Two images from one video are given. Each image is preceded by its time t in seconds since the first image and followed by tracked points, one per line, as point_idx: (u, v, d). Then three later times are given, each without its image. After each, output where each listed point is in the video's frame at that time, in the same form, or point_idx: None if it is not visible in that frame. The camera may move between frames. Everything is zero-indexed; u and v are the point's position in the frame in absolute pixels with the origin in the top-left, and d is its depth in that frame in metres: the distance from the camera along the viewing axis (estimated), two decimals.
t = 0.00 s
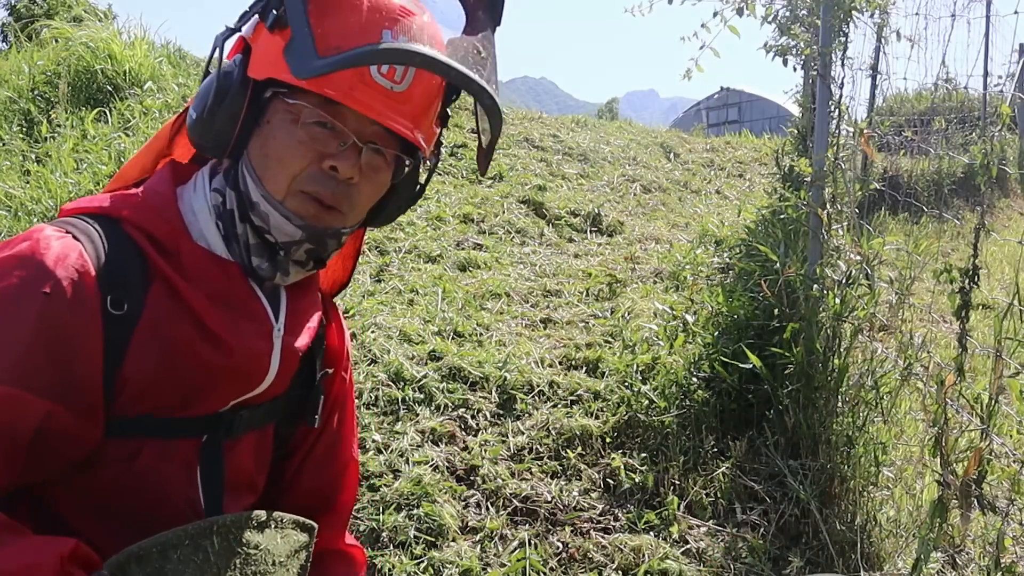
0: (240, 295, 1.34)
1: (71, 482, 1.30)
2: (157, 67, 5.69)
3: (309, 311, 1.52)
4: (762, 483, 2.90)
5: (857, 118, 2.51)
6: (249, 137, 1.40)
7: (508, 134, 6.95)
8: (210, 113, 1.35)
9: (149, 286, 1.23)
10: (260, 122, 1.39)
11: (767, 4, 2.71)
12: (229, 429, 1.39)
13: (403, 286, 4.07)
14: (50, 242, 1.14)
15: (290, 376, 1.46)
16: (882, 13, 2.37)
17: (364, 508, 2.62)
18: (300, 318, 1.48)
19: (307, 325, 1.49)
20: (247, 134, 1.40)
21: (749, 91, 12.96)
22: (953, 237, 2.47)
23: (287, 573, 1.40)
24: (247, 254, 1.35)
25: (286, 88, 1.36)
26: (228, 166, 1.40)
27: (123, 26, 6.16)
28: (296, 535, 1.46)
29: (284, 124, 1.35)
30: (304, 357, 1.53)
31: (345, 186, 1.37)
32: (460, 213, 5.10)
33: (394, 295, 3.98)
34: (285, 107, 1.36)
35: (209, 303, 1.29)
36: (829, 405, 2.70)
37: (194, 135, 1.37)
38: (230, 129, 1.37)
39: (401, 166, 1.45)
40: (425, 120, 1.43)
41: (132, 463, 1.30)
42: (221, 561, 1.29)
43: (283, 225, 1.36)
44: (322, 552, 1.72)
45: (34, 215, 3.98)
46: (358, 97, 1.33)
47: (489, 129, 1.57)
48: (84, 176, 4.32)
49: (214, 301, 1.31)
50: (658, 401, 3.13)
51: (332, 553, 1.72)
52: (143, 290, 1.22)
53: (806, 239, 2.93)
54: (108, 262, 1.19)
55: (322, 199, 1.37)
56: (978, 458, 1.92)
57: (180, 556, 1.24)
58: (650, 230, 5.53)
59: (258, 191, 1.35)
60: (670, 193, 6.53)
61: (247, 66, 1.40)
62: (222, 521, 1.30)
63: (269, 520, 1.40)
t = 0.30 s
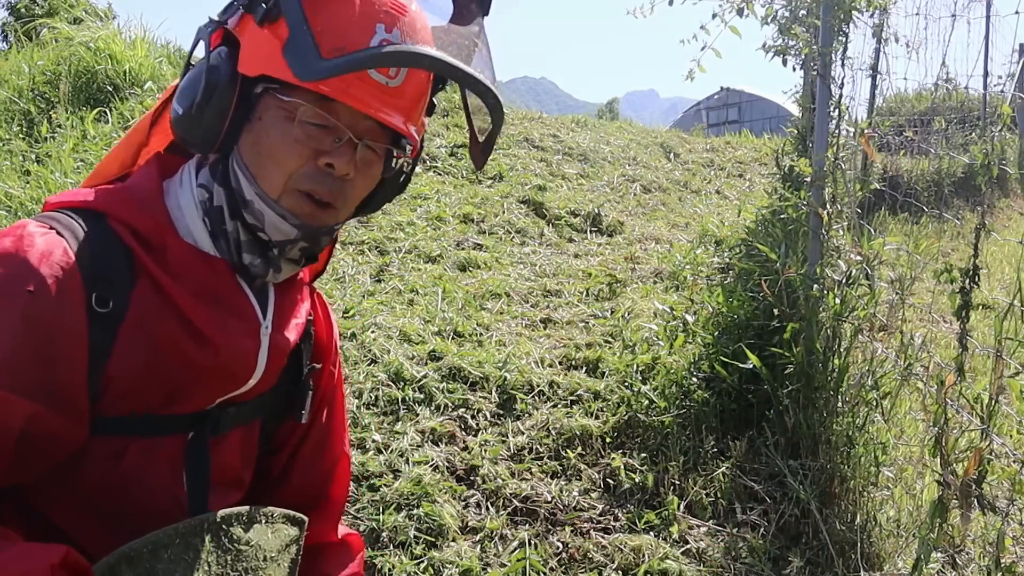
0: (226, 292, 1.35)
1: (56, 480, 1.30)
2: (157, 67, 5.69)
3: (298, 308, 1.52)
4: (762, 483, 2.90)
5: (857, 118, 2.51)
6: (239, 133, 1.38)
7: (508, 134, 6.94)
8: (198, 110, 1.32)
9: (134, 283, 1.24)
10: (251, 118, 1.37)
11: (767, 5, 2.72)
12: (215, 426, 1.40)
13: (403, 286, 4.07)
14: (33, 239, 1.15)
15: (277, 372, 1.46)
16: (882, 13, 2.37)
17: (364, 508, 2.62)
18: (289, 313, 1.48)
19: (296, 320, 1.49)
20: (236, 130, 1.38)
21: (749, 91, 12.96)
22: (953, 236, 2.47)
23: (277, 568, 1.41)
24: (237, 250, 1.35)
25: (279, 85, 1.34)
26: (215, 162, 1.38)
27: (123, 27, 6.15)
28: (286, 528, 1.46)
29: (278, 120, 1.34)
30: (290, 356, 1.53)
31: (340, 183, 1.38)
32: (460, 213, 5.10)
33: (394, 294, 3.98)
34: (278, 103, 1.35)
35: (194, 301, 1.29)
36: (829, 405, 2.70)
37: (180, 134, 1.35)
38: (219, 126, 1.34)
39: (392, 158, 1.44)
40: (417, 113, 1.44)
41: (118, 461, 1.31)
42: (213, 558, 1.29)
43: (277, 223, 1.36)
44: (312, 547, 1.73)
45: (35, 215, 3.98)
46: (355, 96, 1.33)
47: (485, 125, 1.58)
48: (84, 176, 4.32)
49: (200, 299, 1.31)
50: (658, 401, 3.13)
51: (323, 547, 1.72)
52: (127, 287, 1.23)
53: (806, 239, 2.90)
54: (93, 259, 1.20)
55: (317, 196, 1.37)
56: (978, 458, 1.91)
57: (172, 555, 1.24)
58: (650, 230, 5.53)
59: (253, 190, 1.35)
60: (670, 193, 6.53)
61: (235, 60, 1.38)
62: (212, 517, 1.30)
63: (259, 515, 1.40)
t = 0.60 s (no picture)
0: (192, 287, 1.35)
1: (31, 486, 1.31)
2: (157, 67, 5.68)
3: (262, 297, 1.52)
4: (762, 483, 2.90)
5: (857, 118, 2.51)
6: (214, 142, 1.36)
7: (508, 134, 6.94)
8: (176, 124, 1.29)
9: (97, 283, 1.26)
10: (228, 131, 1.35)
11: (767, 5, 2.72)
12: (188, 419, 1.41)
13: (403, 286, 4.07)
14: None
15: (247, 363, 1.47)
16: (882, 13, 2.37)
17: (364, 508, 2.62)
18: (254, 303, 1.49)
19: (261, 309, 1.50)
20: (210, 139, 1.36)
21: (749, 92, 12.97)
22: (953, 237, 2.47)
23: (257, 568, 1.40)
24: (212, 253, 1.38)
25: (262, 102, 1.33)
26: (183, 165, 1.37)
27: (123, 27, 6.15)
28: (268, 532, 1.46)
29: (262, 135, 1.34)
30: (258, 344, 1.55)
31: (319, 193, 1.41)
32: (460, 213, 5.10)
33: (394, 294, 3.98)
34: (261, 118, 1.34)
35: (158, 296, 1.30)
36: (829, 405, 2.71)
37: (155, 143, 1.31)
38: (194, 141, 1.31)
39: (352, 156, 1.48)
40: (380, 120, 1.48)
41: (92, 461, 1.32)
42: (192, 558, 1.30)
43: (257, 232, 1.40)
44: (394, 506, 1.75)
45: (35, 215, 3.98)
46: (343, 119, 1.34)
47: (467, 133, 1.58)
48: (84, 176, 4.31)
49: (165, 294, 1.32)
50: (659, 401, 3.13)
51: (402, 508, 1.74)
52: (91, 287, 1.25)
53: (806, 239, 2.91)
54: (56, 261, 1.21)
55: (294, 205, 1.41)
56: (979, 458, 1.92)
57: (150, 556, 1.25)
58: (650, 230, 5.53)
59: (231, 201, 1.37)
60: (670, 193, 6.54)
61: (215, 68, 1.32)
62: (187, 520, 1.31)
63: (236, 516, 1.40)
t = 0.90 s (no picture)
0: (194, 287, 1.35)
1: (31, 485, 1.31)
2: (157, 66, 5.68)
3: (263, 298, 1.52)
4: (762, 483, 2.90)
5: (857, 118, 2.51)
6: (220, 145, 1.35)
7: (508, 134, 6.94)
8: (184, 125, 1.29)
9: (99, 283, 1.26)
10: (235, 134, 1.34)
11: (767, 6, 2.72)
12: (189, 419, 1.41)
13: (403, 286, 4.07)
14: None
15: (248, 363, 1.47)
16: (882, 13, 2.37)
17: (364, 508, 2.62)
18: (256, 303, 1.49)
19: (262, 310, 1.50)
20: (217, 140, 1.35)
21: (749, 91, 12.97)
22: (953, 237, 2.47)
23: (260, 571, 1.40)
24: (214, 254, 1.37)
25: (269, 107, 1.32)
26: (186, 165, 1.37)
27: (123, 27, 6.15)
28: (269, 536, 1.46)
29: (269, 140, 1.33)
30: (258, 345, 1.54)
31: (323, 199, 1.41)
32: (460, 213, 5.10)
33: (394, 295, 3.98)
34: (268, 124, 1.33)
35: (160, 297, 1.30)
36: (829, 405, 2.71)
37: (163, 144, 1.31)
38: (201, 143, 1.31)
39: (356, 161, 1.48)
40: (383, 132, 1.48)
41: (92, 460, 1.32)
42: (194, 561, 1.30)
43: (261, 234, 1.40)
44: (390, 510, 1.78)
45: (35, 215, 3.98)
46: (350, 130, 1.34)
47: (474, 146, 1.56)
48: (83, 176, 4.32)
49: (167, 295, 1.32)
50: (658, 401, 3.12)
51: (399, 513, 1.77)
52: (93, 287, 1.25)
53: (806, 239, 2.92)
54: (58, 261, 1.21)
55: (300, 211, 1.40)
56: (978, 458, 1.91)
57: (152, 558, 1.25)
58: (650, 230, 5.53)
59: (236, 204, 1.37)
60: (670, 193, 6.54)
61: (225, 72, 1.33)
62: (190, 522, 1.31)
63: (239, 520, 1.40)
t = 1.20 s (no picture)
0: (194, 285, 1.35)
1: (33, 485, 1.31)
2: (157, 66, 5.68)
3: (262, 295, 1.52)
4: (762, 483, 2.91)
5: (857, 118, 2.51)
6: (227, 143, 1.36)
7: (508, 134, 6.94)
8: (193, 123, 1.28)
9: (99, 282, 1.26)
10: (243, 132, 1.35)
11: (767, 6, 2.72)
12: (189, 417, 1.41)
13: (403, 286, 4.07)
14: None
15: (247, 361, 1.47)
16: (881, 13, 2.37)
17: (364, 508, 2.62)
18: (254, 300, 1.49)
19: (262, 308, 1.50)
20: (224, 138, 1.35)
21: (750, 91, 12.97)
22: (953, 237, 2.47)
23: (260, 568, 1.41)
24: (217, 252, 1.38)
25: (278, 104, 1.33)
26: (188, 163, 1.36)
27: (123, 27, 6.15)
28: (267, 532, 1.46)
29: (276, 138, 1.35)
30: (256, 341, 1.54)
31: (325, 196, 1.44)
32: (460, 213, 5.10)
33: (394, 295, 3.98)
34: (276, 121, 1.34)
35: (160, 295, 1.30)
36: (829, 405, 2.71)
37: (168, 142, 1.30)
38: (206, 141, 1.31)
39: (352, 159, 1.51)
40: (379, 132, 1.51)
41: (93, 459, 1.32)
42: (195, 557, 1.30)
43: (264, 231, 1.41)
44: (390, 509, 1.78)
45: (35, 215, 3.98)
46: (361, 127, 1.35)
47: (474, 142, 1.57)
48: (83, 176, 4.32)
49: (167, 293, 1.32)
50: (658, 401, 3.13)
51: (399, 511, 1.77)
52: (93, 286, 1.25)
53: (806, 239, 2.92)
54: (58, 260, 1.21)
55: (302, 207, 1.43)
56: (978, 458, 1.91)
57: (154, 554, 1.25)
58: (650, 230, 5.53)
59: (241, 201, 1.38)
60: (670, 193, 6.54)
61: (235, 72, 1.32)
62: (193, 519, 1.31)
63: (241, 516, 1.40)
